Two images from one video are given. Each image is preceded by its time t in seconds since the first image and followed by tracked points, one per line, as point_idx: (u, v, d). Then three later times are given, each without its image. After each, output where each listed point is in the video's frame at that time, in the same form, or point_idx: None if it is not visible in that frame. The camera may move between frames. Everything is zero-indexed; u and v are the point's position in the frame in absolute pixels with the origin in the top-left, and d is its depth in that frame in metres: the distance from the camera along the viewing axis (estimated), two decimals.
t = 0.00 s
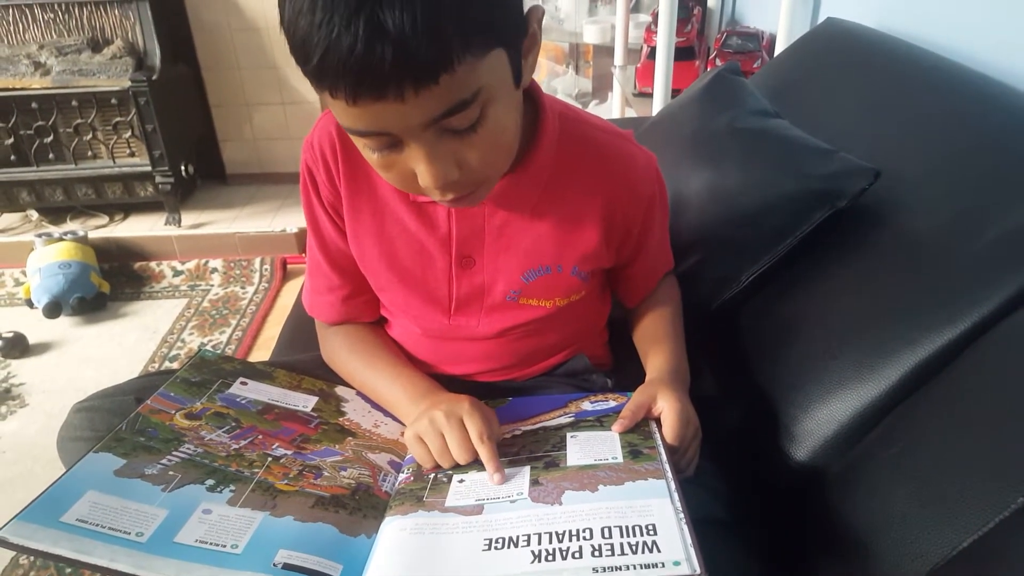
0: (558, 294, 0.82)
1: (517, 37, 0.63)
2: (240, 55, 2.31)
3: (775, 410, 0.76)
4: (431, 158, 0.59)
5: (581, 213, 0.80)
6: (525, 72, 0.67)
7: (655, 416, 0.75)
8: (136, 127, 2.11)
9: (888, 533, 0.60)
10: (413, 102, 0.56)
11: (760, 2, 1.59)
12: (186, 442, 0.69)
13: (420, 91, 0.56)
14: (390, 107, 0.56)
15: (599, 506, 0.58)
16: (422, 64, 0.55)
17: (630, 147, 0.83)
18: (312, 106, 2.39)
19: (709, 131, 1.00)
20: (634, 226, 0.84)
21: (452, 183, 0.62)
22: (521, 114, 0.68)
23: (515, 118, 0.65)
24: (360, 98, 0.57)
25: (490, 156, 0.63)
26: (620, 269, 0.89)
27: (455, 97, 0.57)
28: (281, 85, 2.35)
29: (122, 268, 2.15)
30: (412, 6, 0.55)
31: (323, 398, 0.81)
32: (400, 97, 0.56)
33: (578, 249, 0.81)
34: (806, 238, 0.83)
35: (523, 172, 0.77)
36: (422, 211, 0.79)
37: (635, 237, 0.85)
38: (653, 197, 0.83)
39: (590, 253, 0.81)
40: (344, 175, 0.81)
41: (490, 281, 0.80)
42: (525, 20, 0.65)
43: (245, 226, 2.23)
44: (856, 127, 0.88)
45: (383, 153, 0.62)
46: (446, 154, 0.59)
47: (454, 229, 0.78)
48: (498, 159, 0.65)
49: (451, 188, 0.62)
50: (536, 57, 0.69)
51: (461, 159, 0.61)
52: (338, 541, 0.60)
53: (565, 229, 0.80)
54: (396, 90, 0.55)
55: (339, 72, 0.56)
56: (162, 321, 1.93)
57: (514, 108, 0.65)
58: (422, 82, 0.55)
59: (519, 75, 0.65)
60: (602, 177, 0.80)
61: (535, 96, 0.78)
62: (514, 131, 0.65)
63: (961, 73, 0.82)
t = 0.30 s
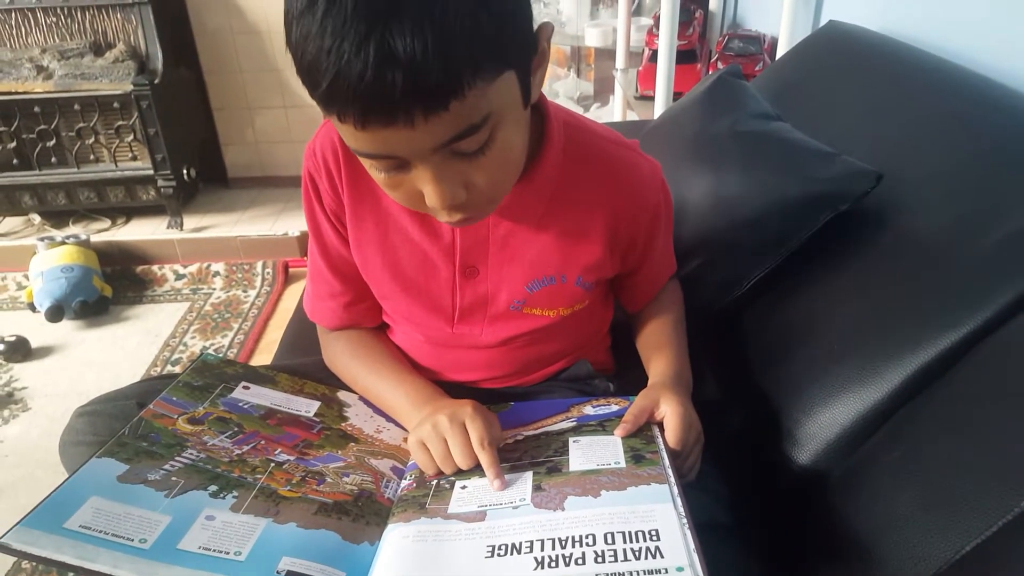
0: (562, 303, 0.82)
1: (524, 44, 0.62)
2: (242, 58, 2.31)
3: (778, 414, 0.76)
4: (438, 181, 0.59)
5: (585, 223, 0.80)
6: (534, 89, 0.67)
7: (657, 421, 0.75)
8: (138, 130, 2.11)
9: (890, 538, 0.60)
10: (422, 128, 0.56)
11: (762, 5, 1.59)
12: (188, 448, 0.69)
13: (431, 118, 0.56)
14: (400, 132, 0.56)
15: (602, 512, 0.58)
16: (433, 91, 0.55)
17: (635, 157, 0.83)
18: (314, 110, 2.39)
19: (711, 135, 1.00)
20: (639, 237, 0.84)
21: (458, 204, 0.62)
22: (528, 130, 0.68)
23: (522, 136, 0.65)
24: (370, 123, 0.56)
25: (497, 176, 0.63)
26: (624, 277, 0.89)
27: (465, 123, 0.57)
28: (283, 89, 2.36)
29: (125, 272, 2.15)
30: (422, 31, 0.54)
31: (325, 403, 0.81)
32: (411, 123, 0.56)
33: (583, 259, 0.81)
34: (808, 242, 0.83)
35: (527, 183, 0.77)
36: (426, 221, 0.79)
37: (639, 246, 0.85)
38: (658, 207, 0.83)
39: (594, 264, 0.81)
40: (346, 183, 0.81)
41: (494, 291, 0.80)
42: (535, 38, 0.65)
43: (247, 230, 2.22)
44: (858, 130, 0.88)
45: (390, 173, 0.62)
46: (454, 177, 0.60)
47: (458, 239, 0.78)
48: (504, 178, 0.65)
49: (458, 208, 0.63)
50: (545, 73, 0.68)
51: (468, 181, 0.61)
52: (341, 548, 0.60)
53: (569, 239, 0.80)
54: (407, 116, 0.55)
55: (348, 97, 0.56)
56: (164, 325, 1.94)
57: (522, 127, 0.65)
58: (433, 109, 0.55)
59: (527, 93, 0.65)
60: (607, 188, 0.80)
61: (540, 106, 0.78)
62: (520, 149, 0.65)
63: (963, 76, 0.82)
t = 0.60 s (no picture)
0: (563, 309, 0.82)
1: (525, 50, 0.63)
2: (243, 62, 2.32)
3: (778, 416, 0.76)
4: (440, 194, 0.60)
5: (586, 229, 0.80)
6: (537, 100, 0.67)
7: (658, 424, 0.75)
8: (139, 134, 2.12)
9: (890, 540, 0.60)
10: (427, 145, 0.56)
11: (761, 8, 1.60)
12: (190, 451, 0.69)
13: (436, 135, 0.56)
14: (404, 148, 0.57)
15: (602, 515, 0.58)
16: (439, 109, 0.55)
17: (636, 163, 0.83)
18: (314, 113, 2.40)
19: (711, 138, 1.00)
20: (640, 244, 0.84)
21: (460, 216, 0.63)
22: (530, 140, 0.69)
23: (525, 149, 0.66)
24: (375, 138, 0.57)
25: (499, 189, 0.64)
26: (625, 282, 0.89)
27: (469, 140, 0.57)
28: (283, 92, 2.36)
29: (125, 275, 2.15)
30: (430, 49, 0.54)
31: (326, 407, 0.81)
32: (415, 140, 0.56)
33: (585, 265, 0.81)
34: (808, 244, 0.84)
35: (529, 190, 0.77)
36: (427, 228, 0.79)
37: (640, 252, 0.85)
38: (659, 214, 0.83)
39: (596, 270, 0.81)
40: (348, 189, 0.81)
41: (495, 296, 0.81)
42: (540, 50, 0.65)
43: (247, 233, 2.23)
44: (857, 132, 0.88)
45: (392, 184, 0.62)
46: (456, 190, 0.60)
47: (460, 245, 0.79)
48: (506, 190, 0.65)
49: (460, 221, 0.63)
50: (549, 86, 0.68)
51: (470, 194, 0.61)
52: (342, 552, 0.60)
53: (571, 246, 0.80)
54: (411, 133, 0.56)
55: (354, 113, 0.56)
56: (165, 329, 1.94)
57: (524, 139, 0.65)
58: (438, 126, 0.56)
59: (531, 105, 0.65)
60: (608, 194, 0.80)
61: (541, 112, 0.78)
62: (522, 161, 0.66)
63: (961, 78, 0.82)
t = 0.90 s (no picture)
0: (562, 311, 0.82)
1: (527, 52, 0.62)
2: (244, 65, 2.32)
3: (778, 420, 0.76)
4: (437, 198, 0.60)
5: (585, 231, 0.80)
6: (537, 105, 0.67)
7: (658, 428, 0.75)
8: (140, 137, 2.12)
9: (889, 544, 0.60)
10: (427, 150, 0.56)
11: (762, 11, 1.60)
12: (189, 455, 0.69)
13: (437, 140, 0.56)
14: (404, 152, 0.57)
15: (602, 519, 0.58)
16: (441, 115, 0.55)
17: (636, 166, 0.83)
18: (315, 116, 2.40)
19: (711, 141, 1.00)
20: (639, 246, 0.84)
21: (455, 219, 0.63)
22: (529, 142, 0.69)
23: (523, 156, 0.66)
24: (376, 141, 0.57)
25: (495, 195, 0.64)
26: (623, 285, 0.89)
27: (469, 146, 0.58)
28: (284, 95, 2.36)
29: (126, 278, 2.15)
30: (435, 56, 0.54)
31: (325, 410, 0.81)
32: (416, 144, 0.56)
33: (584, 266, 0.81)
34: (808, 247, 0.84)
35: (528, 191, 0.77)
36: (427, 230, 0.79)
37: (639, 254, 0.85)
38: (658, 216, 0.83)
39: (595, 271, 0.81)
40: (348, 191, 0.82)
41: (494, 298, 0.81)
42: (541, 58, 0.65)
43: (247, 237, 2.24)
44: (858, 136, 0.88)
45: (388, 184, 0.62)
46: (453, 195, 0.60)
47: (459, 247, 0.79)
48: (503, 196, 0.65)
49: (455, 224, 0.64)
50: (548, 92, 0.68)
51: (467, 198, 0.62)
52: (341, 555, 0.60)
53: (570, 247, 0.80)
54: (413, 136, 0.56)
55: (357, 115, 0.56)
56: (165, 332, 1.94)
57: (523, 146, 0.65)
58: (438, 132, 0.56)
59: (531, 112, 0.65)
60: (607, 196, 0.80)
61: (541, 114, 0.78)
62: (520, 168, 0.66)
63: (962, 82, 0.82)
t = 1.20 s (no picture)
0: (564, 311, 0.82)
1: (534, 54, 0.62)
2: (248, 66, 2.33)
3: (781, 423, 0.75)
4: (434, 204, 0.60)
5: (587, 231, 0.80)
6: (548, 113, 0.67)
7: (661, 430, 0.75)
8: (144, 137, 2.12)
9: (891, 546, 0.60)
10: (435, 163, 0.57)
11: (766, 13, 1.60)
12: (191, 454, 0.69)
13: (447, 156, 0.57)
14: (411, 161, 0.57)
15: (604, 521, 0.58)
16: (455, 133, 0.55)
17: (638, 168, 0.83)
18: (319, 117, 2.40)
19: (715, 143, 1.00)
20: (640, 246, 0.84)
21: (449, 223, 0.63)
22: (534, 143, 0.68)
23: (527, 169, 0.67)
24: (386, 147, 0.57)
25: (494, 206, 0.64)
26: (624, 285, 0.89)
27: (476, 163, 0.58)
28: (288, 96, 2.37)
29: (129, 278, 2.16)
30: (461, 75, 0.54)
31: (328, 410, 0.81)
32: (426, 157, 0.56)
33: (585, 266, 0.81)
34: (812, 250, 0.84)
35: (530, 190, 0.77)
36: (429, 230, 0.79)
37: (640, 255, 0.85)
38: (659, 217, 0.83)
39: (596, 271, 0.81)
40: (351, 191, 0.81)
41: (496, 298, 0.81)
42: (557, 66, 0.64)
43: (251, 237, 2.24)
44: (862, 138, 0.88)
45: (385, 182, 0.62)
46: (451, 203, 0.61)
47: (461, 247, 0.79)
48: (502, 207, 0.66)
49: (448, 228, 0.64)
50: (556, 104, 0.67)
51: (464, 206, 0.62)
52: (342, 553, 0.60)
53: (572, 249, 0.80)
54: (424, 149, 0.56)
55: (374, 124, 0.55)
56: (168, 332, 1.94)
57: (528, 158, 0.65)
58: (450, 147, 0.56)
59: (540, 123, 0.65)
60: (610, 197, 0.80)
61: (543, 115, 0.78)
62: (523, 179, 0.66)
63: (967, 84, 0.82)
